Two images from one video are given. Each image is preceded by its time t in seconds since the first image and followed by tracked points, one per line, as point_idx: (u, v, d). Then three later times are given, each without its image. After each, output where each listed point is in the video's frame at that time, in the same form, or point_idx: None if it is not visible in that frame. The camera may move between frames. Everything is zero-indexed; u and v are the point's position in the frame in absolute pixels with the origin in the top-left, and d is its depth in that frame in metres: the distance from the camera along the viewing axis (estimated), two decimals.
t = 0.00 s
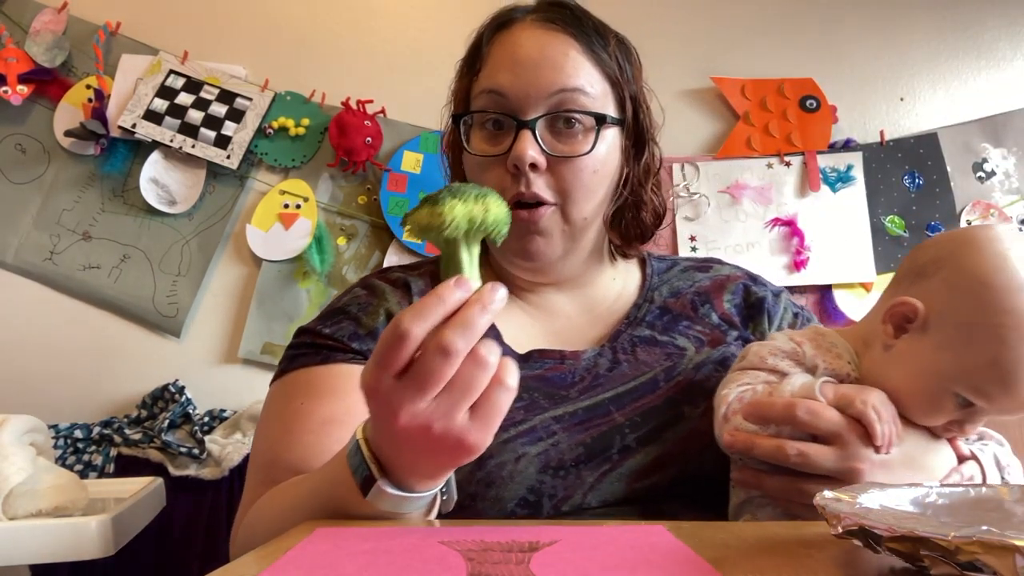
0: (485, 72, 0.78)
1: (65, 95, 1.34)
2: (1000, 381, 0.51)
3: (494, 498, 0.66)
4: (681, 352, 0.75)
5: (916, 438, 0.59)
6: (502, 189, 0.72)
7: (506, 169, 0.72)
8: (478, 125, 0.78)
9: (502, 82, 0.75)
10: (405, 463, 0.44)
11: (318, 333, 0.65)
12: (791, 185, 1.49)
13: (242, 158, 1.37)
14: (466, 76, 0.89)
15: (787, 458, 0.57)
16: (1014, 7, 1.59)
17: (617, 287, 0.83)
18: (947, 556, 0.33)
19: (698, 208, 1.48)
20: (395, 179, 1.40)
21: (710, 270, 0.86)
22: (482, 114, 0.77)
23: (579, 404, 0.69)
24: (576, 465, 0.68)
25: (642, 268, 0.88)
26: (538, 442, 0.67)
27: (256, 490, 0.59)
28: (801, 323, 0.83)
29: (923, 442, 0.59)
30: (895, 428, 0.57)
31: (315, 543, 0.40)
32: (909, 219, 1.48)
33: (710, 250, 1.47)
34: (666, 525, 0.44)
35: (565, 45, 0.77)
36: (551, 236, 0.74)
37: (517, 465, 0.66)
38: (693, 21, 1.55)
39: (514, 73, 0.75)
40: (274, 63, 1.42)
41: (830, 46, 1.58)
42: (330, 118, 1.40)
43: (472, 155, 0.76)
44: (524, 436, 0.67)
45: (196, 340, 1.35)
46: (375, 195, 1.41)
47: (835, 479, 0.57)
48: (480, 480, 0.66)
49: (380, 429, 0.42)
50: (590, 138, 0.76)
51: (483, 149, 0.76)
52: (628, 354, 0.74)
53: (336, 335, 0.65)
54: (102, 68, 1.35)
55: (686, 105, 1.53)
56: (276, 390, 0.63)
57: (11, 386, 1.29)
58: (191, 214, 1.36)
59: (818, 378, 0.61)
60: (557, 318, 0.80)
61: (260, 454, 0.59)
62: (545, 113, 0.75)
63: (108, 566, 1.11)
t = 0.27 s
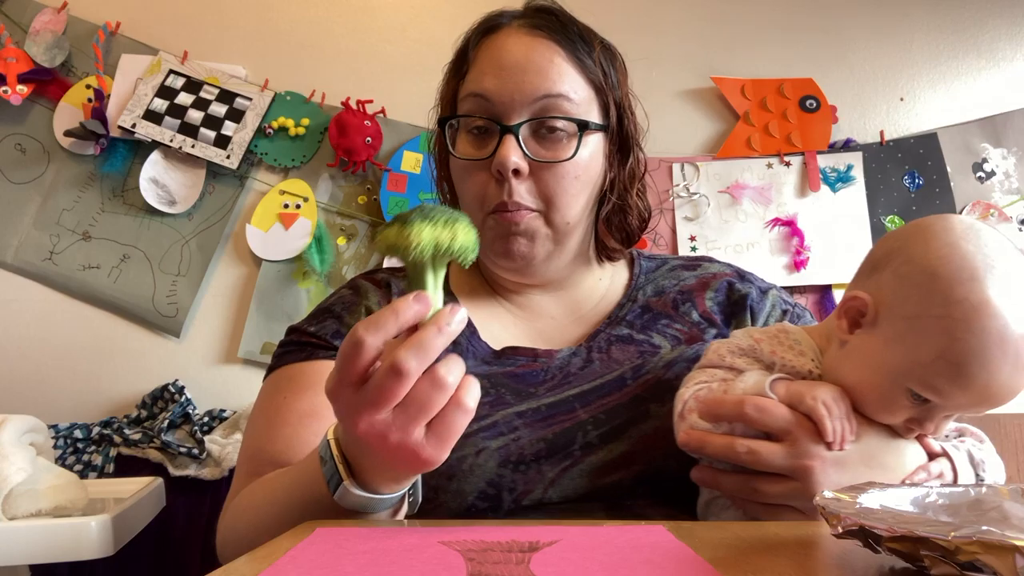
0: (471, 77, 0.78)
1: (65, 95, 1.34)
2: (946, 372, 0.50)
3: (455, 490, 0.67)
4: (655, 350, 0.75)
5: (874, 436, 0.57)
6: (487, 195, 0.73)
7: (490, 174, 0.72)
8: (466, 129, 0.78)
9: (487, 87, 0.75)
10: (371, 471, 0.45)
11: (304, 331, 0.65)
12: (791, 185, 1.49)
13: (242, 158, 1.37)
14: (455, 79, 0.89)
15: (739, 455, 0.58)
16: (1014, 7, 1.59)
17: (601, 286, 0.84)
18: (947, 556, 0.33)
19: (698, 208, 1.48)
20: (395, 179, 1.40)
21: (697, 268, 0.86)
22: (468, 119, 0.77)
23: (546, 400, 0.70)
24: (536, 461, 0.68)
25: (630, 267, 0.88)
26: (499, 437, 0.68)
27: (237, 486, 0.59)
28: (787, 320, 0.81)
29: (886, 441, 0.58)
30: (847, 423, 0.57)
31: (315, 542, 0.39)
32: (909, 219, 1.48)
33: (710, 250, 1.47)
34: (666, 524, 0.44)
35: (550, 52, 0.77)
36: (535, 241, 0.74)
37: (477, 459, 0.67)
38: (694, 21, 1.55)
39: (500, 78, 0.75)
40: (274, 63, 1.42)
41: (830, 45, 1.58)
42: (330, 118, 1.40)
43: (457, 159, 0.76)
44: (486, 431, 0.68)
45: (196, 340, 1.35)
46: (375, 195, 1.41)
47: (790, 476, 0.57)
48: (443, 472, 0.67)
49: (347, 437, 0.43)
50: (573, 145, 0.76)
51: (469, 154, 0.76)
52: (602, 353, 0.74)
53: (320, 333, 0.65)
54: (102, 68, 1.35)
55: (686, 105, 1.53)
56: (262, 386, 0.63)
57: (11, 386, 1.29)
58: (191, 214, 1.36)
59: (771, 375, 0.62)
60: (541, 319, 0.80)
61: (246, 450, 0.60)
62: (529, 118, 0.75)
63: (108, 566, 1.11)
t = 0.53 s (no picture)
0: (473, 79, 0.78)
1: (65, 95, 1.34)
2: (902, 359, 0.50)
3: (444, 486, 0.67)
4: (647, 349, 0.75)
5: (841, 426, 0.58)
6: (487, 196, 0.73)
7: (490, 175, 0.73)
8: (467, 131, 0.78)
9: (488, 89, 0.75)
10: (371, 461, 0.44)
11: (308, 324, 0.66)
12: (791, 185, 1.49)
13: (241, 158, 1.37)
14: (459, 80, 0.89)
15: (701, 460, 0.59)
16: (1014, 7, 1.59)
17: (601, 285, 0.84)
18: (947, 556, 0.33)
19: (698, 208, 1.48)
20: (395, 179, 1.40)
21: (697, 271, 0.86)
22: (470, 120, 0.77)
23: (536, 400, 0.70)
24: (524, 458, 0.68)
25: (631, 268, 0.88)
26: (488, 434, 0.69)
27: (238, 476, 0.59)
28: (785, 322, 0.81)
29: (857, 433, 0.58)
30: (809, 415, 0.58)
31: (315, 543, 0.39)
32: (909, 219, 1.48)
33: (710, 250, 1.48)
34: (667, 525, 0.44)
35: (551, 54, 0.77)
36: (535, 242, 0.74)
37: (466, 455, 0.68)
38: (694, 22, 1.55)
39: (501, 80, 0.75)
40: (274, 63, 1.42)
41: (830, 46, 1.58)
42: (330, 118, 1.40)
43: (458, 160, 0.77)
44: (477, 427, 0.69)
45: (196, 340, 1.35)
46: (375, 195, 1.41)
47: (758, 474, 0.58)
48: (433, 467, 0.68)
49: (347, 425, 0.42)
50: (573, 146, 0.76)
51: (470, 155, 0.77)
52: (594, 352, 0.74)
53: (323, 328, 0.66)
54: (102, 68, 1.35)
55: (686, 105, 1.53)
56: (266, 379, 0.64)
57: (11, 386, 1.29)
58: (191, 214, 1.36)
59: (735, 369, 0.63)
60: (541, 318, 0.79)
61: (247, 443, 0.60)
62: (530, 120, 0.76)
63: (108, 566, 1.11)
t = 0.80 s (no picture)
0: (484, 79, 0.78)
1: (65, 95, 1.34)
2: (860, 338, 0.53)
3: (456, 487, 0.67)
4: (651, 351, 0.75)
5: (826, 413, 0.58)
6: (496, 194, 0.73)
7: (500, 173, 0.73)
8: (477, 129, 0.78)
9: (500, 89, 0.75)
10: (395, 453, 0.45)
11: (314, 324, 0.66)
12: (791, 185, 1.49)
13: (242, 158, 1.37)
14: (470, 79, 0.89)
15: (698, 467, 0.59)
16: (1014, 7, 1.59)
17: (605, 286, 0.84)
18: (947, 556, 0.33)
19: (698, 208, 1.48)
20: (395, 179, 1.40)
21: (699, 273, 0.86)
22: (480, 118, 0.77)
23: (544, 402, 0.70)
24: (535, 459, 0.68)
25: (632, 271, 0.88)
26: (499, 434, 0.69)
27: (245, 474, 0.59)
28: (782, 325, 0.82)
29: (846, 418, 0.58)
30: (792, 410, 0.58)
31: (315, 543, 0.39)
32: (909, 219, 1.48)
33: (710, 250, 1.48)
34: (667, 525, 0.44)
35: (563, 57, 0.77)
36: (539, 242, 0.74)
37: (478, 455, 0.68)
38: (694, 22, 1.55)
39: (513, 80, 0.75)
40: (274, 63, 1.42)
41: (830, 46, 1.58)
42: (329, 118, 1.40)
43: (467, 157, 0.77)
44: (486, 428, 0.69)
45: (196, 340, 1.35)
46: (375, 195, 1.41)
47: (749, 472, 0.58)
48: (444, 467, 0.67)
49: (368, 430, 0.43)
50: (584, 147, 0.76)
51: (480, 153, 0.76)
52: (598, 354, 0.74)
53: (330, 327, 0.65)
54: (102, 68, 1.35)
55: (686, 105, 1.53)
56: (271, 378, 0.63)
57: (11, 386, 1.29)
58: (191, 214, 1.36)
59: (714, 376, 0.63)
60: (544, 319, 0.79)
61: (254, 441, 0.60)
62: (541, 120, 0.75)
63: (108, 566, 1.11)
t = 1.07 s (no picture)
0: (496, 77, 0.78)
1: (65, 95, 1.34)
2: (831, 306, 0.58)
3: (476, 488, 0.66)
4: (661, 352, 0.76)
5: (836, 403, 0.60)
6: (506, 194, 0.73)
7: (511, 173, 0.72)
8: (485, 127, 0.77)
9: (512, 88, 0.75)
10: (399, 439, 0.44)
11: (320, 327, 0.65)
12: (791, 185, 1.49)
13: (242, 158, 1.37)
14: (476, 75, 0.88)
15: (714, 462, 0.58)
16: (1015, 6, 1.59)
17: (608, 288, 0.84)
18: (947, 556, 0.33)
19: (698, 208, 1.48)
20: (395, 179, 1.40)
21: (702, 273, 0.86)
22: (490, 117, 0.77)
23: (560, 405, 0.70)
24: (554, 462, 0.68)
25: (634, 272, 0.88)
26: (517, 437, 0.68)
27: (254, 477, 0.59)
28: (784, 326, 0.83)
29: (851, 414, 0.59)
30: (803, 401, 0.58)
31: (314, 543, 0.39)
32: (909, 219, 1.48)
33: (710, 250, 1.48)
34: (666, 525, 0.44)
35: (577, 58, 0.77)
36: (548, 242, 0.74)
37: (497, 457, 0.67)
38: (693, 22, 1.55)
39: (526, 80, 0.75)
40: (274, 63, 1.42)
41: (830, 46, 1.58)
42: (330, 118, 1.40)
43: (475, 155, 0.76)
44: (504, 431, 0.68)
45: (196, 340, 1.35)
46: (375, 195, 1.41)
47: (765, 467, 0.58)
48: (461, 470, 0.67)
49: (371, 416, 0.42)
50: (595, 149, 0.77)
51: (490, 151, 0.76)
52: (608, 355, 0.74)
53: (337, 330, 0.65)
54: (102, 68, 1.35)
55: (686, 105, 1.53)
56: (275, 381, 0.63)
57: (11, 386, 1.29)
58: (191, 214, 1.36)
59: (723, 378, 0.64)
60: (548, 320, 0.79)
61: (260, 443, 0.60)
62: (553, 121, 0.75)
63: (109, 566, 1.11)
